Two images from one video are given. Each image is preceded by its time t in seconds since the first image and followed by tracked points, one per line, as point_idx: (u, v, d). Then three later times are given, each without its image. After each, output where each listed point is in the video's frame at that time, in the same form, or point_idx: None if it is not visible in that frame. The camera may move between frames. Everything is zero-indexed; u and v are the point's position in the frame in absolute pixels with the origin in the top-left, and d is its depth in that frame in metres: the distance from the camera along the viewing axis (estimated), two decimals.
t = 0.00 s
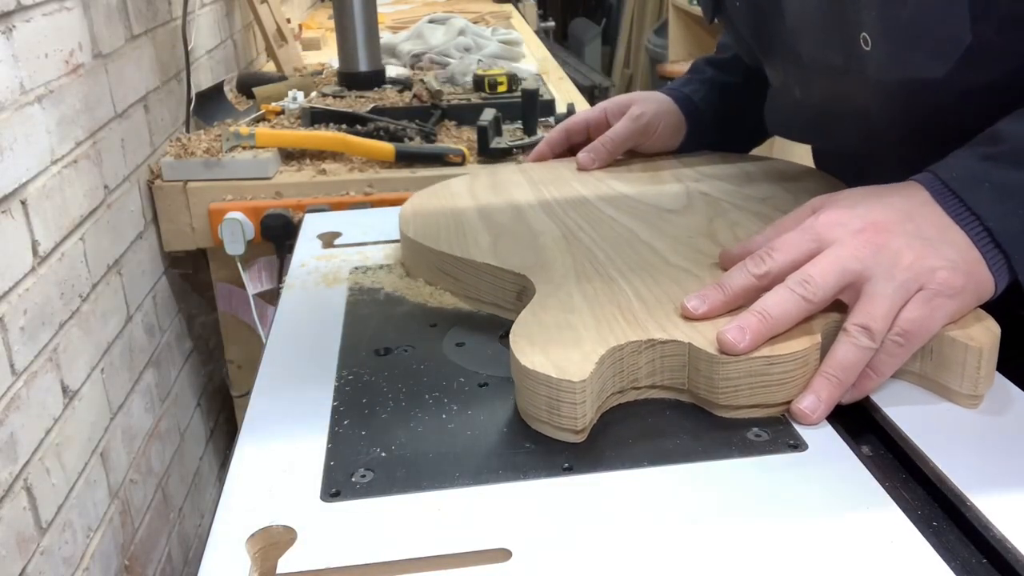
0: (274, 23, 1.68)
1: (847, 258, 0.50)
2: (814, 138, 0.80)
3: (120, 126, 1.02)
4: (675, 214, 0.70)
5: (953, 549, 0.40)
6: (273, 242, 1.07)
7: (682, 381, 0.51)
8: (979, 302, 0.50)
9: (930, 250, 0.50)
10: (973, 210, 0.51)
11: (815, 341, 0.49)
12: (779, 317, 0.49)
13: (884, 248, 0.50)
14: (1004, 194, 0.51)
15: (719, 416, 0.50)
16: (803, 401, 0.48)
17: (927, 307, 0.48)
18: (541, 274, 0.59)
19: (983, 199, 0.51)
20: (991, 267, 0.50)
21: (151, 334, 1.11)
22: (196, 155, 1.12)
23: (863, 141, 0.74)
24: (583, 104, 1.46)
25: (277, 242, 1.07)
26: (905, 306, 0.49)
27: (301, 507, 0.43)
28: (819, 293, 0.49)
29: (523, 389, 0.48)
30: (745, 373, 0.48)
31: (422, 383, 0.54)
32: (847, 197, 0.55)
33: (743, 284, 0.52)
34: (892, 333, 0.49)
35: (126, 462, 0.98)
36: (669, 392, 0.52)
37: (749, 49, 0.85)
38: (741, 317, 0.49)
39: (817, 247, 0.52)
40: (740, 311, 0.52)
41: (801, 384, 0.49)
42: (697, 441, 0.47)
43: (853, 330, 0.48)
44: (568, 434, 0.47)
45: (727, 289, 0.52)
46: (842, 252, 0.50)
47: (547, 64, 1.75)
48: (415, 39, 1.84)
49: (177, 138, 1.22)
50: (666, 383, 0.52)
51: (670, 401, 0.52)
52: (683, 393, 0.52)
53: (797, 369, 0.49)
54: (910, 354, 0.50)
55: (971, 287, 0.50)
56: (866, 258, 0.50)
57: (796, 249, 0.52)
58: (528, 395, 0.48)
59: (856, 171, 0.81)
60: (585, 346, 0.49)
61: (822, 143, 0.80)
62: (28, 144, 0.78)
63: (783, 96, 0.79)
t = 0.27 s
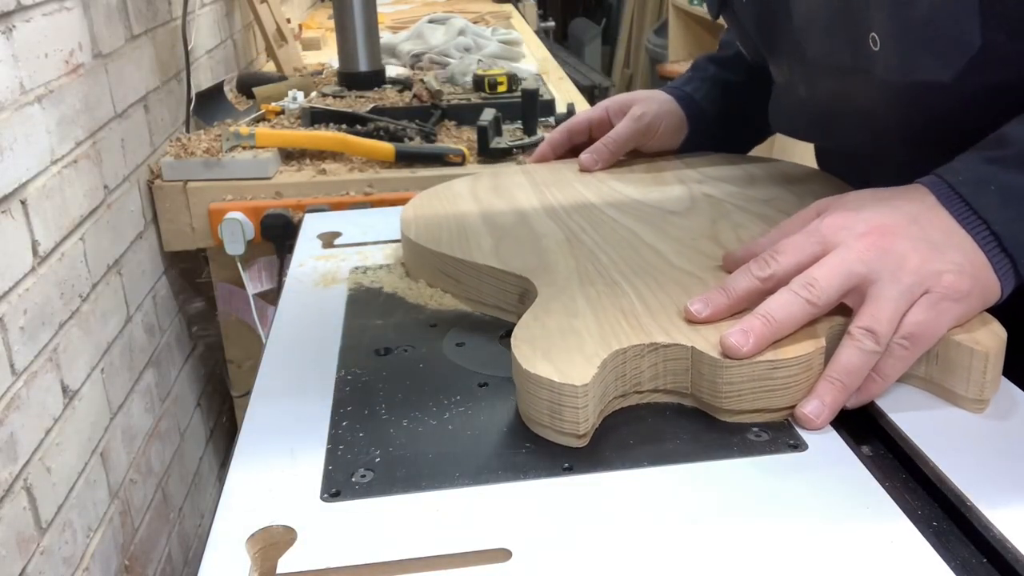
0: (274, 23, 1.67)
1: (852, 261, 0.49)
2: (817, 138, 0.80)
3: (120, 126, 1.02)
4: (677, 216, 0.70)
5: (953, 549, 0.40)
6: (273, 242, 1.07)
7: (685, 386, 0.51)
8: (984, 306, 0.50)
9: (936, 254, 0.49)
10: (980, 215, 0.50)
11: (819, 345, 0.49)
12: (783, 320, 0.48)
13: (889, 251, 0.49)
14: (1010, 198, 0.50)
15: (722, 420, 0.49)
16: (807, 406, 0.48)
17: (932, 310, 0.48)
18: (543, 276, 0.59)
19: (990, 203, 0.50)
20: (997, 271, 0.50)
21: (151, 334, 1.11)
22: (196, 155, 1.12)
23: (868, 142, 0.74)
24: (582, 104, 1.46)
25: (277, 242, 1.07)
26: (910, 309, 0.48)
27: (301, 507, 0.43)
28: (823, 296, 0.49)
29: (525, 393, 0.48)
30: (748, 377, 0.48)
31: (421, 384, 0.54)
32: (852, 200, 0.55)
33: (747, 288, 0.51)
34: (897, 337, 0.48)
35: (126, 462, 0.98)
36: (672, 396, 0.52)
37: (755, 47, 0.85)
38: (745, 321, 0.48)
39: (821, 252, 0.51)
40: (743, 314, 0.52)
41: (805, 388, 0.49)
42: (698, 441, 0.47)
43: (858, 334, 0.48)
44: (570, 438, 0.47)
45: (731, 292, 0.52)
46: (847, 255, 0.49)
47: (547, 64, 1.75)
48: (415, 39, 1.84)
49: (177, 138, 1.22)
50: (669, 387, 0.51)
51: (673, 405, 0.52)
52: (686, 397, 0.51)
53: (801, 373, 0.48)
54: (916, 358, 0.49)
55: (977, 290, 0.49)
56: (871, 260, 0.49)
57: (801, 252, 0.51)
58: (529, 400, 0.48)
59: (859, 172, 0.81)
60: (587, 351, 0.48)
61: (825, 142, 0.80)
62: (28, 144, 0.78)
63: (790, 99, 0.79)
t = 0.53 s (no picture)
0: (274, 23, 1.67)
1: (856, 263, 0.49)
2: (817, 138, 0.80)
3: (120, 126, 1.02)
4: (679, 217, 0.70)
5: (954, 549, 0.40)
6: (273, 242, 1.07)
7: (688, 388, 0.51)
8: (990, 308, 0.50)
9: (941, 256, 0.49)
10: (984, 216, 0.50)
11: (824, 348, 0.49)
12: (787, 323, 0.48)
13: (893, 253, 0.49)
14: (1015, 200, 0.50)
15: (726, 424, 0.49)
16: (811, 408, 0.47)
17: (937, 313, 0.48)
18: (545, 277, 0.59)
19: (996, 204, 0.50)
20: (1002, 272, 0.50)
21: (151, 334, 1.11)
22: (196, 155, 1.12)
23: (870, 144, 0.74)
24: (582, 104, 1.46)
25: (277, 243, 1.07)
26: (915, 312, 0.48)
27: (301, 507, 0.43)
28: (827, 299, 0.49)
29: (527, 395, 0.48)
30: (752, 380, 0.47)
31: (421, 384, 0.54)
32: (856, 201, 0.55)
33: (751, 290, 0.51)
34: (903, 338, 0.48)
35: (126, 462, 0.98)
36: (675, 399, 0.52)
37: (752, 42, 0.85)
38: (749, 324, 0.48)
39: (826, 253, 0.52)
40: (747, 317, 0.52)
41: (809, 391, 0.49)
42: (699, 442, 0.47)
43: (863, 336, 0.48)
44: (573, 441, 0.47)
45: (734, 295, 0.52)
46: (851, 257, 0.50)
47: (547, 64, 1.75)
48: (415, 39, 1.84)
49: (177, 138, 1.22)
50: (672, 390, 0.51)
51: (676, 408, 0.51)
52: (689, 400, 0.51)
53: (804, 376, 0.48)
54: (921, 361, 0.49)
55: (982, 293, 0.49)
56: (876, 263, 0.49)
57: (805, 255, 0.52)
58: (531, 404, 0.47)
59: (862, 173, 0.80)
60: (589, 353, 0.48)
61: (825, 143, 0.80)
62: (28, 144, 0.78)
63: (790, 97, 0.79)
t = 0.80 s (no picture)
0: (274, 23, 1.67)
1: (863, 265, 0.49)
2: (822, 138, 0.80)
3: (120, 126, 1.02)
4: (682, 219, 0.70)
5: (954, 549, 0.40)
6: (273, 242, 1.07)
7: (694, 392, 0.50)
8: (997, 311, 0.50)
9: (949, 258, 0.49)
10: (992, 217, 0.50)
11: (830, 351, 0.48)
12: (794, 325, 0.48)
13: (901, 254, 0.49)
14: None
15: (732, 427, 0.49)
16: (818, 412, 0.47)
17: (945, 314, 0.48)
18: (548, 278, 0.59)
19: (1005, 207, 0.50)
20: (1010, 274, 0.50)
21: (151, 333, 1.11)
22: (196, 155, 1.12)
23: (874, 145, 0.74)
24: (582, 104, 1.46)
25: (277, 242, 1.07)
26: (923, 313, 0.48)
27: (301, 507, 0.43)
28: (834, 301, 0.48)
29: (531, 398, 0.47)
30: (758, 384, 0.47)
31: (421, 385, 0.54)
32: (862, 205, 0.55)
33: (757, 293, 0.51)
34: (910, 341, 0.48)
35: (126, 462, 0.98)
36: (680, 402, 0.51)
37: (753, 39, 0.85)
38: (755, 327, 0.48)
39: (832, 256, 0.51)
40: (753, 320, 0.52)
41: (815, 395, 0.48)
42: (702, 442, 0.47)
43: (869, 338, 0.48)
44: (577, 445, 0.46)
45: (740, 298, 0.51)
46: (858, 259, 0.49)
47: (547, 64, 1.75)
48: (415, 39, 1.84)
49: (177, 137, 1.22)
50: (677, 393, 0.51)
51: (681, 412, 0.51)
52: (695, 403, 0.51)
53: (811, 380, 0.48)
54: (928, 364, 0.49)
55: (990, 295, 0.49)
56: (882, 265, 0.49)
57: (811, 258, 0.51)
58: (535, 407, 0.47)
59: (863, 174, 0.81)
60: (593, 357, 0.48)
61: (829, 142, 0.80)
62: (28, 144, 0.78)
63: (785, 97, 0.79)
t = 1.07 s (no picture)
0: (274, 23, 1.67)
1: (873, 269, 0.49)
2: (829, 137, 0.80)
3: (120, 126, 1.02)
4: (688, 221, 0.70)
5: (955, 549, 0.40)
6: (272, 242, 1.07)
7: (700, 397, 0.50)
8: (1007, 316, 0.49)
9: (959, 263, 0.48)
10: (1003, 220, 0.49)
11: (839, 357, 0.48)
12: (803, 330, 0.47)
13: (910, 259, 0.49)
14: None
15: (738, 433, 0.48)
16: (826, 417, 0.47)
17: (955, 319, 0.47)
18: (553, 281, 0.59)
19: (1017, 210, 0.49)
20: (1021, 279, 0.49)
21: (151, 334, 1.11)
22: (196, 155, 1.12)
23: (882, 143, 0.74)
24: (582, 104, 1.46)
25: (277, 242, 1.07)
26: (932, 319, 0.48)
27: (301, 507, 0.43)
28: (842, 306, 0.48)
29: (536, 403, 0.47)
30: (765, 389, 0.46)
31: (423, 385, 0.54)
32: (870, 207, 0.54)
33: (765, 297, 0.50)
34: (920, 346, 0.48)
35: (126, 462, 0.98)
36: (686, 407, 0.51)
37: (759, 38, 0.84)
38: (764, 331, 0.47)
39: (841, 260, 0.51)
40: (760, 325, 0.51)
41: (823, 401, 0.48)
42: (707, 444, 0.47)
43: (879, 343, 0.47)
44: (582, 451, 0.46)
45: (748, 302, 0.51)
46: (868, 263, 0.49)
47: (547, 64, 1.75)
48: (415, 39, 1.84)
49: (177, 138, 1.22)
50: (683, 398, 0.50)
51: (688, 417, 0.50)
52: (701, 408, 0.50)
53: (819, 385, 0.47)
54: (937, 369, 0.49)
55: (1001, 300, 0.49)
56: (892, 269, 0.49)
57: (820, 261, 0.51)
58: (540, 413, 0.47)
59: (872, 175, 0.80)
60: (598, 362, 0.47)
61: (836, 142, 0.80)
62: (28, 144, 0.78)
63: (796, 95, 0.79)
